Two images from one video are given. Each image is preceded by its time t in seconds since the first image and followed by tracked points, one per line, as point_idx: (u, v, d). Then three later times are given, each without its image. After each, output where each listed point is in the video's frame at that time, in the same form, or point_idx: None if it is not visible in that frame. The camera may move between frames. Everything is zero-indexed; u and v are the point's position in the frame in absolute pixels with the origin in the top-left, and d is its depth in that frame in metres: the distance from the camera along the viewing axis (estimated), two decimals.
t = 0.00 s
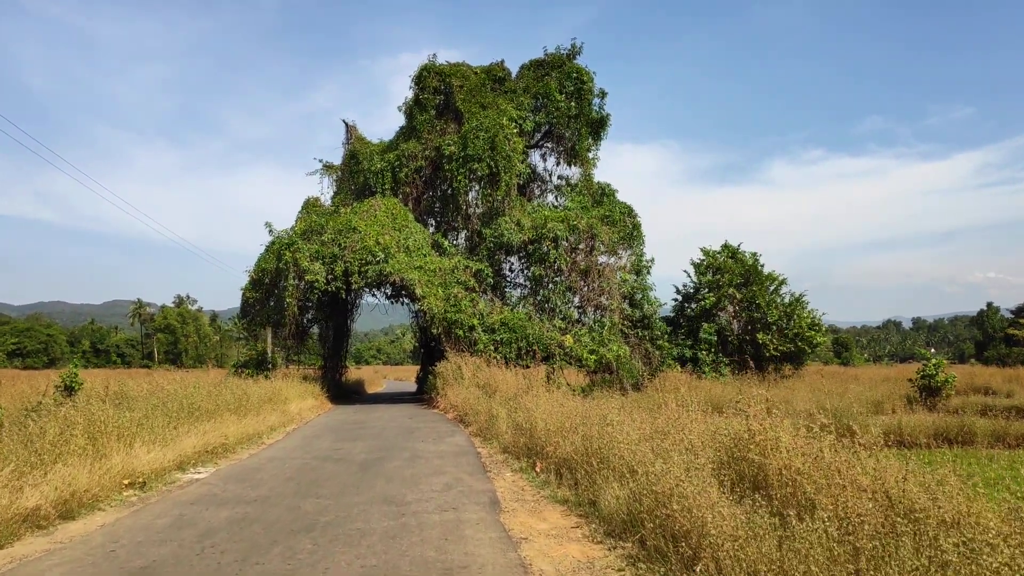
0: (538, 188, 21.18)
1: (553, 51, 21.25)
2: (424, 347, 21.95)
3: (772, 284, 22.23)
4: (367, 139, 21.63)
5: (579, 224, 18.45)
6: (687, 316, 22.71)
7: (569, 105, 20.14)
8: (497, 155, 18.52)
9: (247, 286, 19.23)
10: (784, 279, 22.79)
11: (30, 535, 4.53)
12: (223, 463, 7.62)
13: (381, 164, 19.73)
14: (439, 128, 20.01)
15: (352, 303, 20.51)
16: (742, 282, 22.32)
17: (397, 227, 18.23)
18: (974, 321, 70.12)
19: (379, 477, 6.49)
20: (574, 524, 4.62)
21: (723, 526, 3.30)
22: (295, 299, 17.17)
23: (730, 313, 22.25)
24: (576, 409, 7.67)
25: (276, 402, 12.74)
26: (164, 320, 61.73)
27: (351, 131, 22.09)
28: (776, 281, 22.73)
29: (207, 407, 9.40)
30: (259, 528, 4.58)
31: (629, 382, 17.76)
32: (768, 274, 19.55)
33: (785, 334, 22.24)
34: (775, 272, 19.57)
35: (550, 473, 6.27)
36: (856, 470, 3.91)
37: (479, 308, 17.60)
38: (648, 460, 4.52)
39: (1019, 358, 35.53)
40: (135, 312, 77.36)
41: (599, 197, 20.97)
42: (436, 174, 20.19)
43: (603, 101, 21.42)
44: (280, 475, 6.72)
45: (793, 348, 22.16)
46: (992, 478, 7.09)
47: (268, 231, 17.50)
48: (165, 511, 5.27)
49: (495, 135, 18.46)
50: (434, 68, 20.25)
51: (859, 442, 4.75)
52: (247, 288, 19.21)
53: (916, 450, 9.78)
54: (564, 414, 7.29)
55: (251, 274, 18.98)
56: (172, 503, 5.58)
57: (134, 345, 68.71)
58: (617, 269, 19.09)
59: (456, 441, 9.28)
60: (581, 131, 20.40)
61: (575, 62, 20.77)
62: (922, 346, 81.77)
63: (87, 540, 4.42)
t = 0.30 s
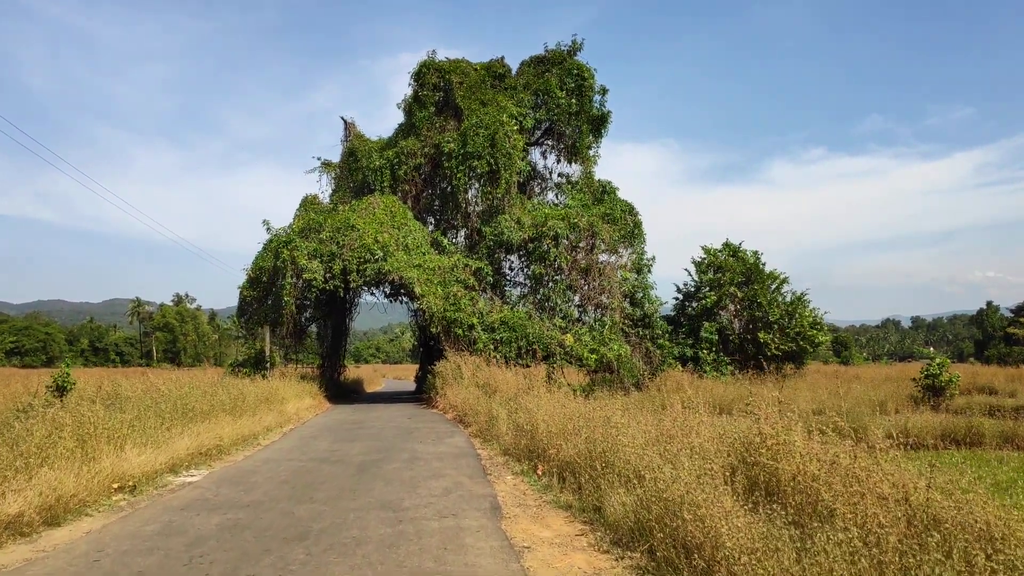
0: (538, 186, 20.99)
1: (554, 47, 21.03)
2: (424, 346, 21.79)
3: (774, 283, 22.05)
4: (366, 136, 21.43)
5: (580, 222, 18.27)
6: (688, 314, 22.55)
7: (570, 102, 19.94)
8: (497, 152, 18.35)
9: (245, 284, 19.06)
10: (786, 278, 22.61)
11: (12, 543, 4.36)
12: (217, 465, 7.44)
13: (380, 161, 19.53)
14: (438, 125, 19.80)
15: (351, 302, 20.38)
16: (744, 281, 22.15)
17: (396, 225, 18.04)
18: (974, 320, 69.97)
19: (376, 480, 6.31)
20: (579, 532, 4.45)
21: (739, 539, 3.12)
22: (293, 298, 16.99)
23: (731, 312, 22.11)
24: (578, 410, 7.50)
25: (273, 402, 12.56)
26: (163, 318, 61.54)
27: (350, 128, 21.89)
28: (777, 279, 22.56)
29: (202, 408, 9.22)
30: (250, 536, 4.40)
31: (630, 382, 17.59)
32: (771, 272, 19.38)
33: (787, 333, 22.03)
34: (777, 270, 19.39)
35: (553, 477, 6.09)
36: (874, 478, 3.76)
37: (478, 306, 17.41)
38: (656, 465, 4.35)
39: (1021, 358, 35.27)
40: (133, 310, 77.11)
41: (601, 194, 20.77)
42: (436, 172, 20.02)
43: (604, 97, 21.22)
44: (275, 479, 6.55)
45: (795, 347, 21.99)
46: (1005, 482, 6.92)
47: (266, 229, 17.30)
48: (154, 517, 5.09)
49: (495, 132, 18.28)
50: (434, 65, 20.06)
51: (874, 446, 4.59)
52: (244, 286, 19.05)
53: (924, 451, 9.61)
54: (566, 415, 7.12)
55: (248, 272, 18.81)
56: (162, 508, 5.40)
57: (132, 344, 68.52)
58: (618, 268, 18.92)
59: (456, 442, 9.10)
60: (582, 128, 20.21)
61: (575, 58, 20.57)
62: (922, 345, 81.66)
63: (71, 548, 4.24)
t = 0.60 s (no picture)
0: (539, 184, 20.81)
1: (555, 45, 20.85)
2: (423, 347, 21.62)
3: (777, 283, 21.86)
4: (366, 135, 21.25)
5: (581, 221, 18.08)
6: (690, 315, 22.38)
7: (571, 100, 19.78)
8: (497, 150, 18.20)
9: (243, 284, 18.89)
10: (789, 278, 22.43)
11: None
12: (210, 467, 7.26)
13: (380, 160, 19.34)
14: (438, 123, 19.67)
15: (350, 303, 20.34)
16: (746, 280, 21.99)
17: (396, 223, 17.86)
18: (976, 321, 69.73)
19: (372, 483, 6.12)
20: (582, 538, 4.26)
21: (757, 548, 2.93)
22: (291, 297, 16.80)
23: (733, 312, 21.96)
24: (580, 410, 7.32)
25: (270, 402, 12.37)
26: (163, 319, 61.36)
27: (350, 126, 21.72)
28: (780, 280, 22.38)
29: (196, 408, 9.04)
30: (239, 542, 4.20)
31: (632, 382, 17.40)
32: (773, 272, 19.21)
33: (790, 333, 21.77)
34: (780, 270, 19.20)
35: (554, 480, 5.90)
36: (894, 480, 3.57)
37: (478, 306, 17.22)
38: (663, 467, 4.16)
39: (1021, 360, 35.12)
40: (133, 311, 76.90)
41: (602, 193, 20.58)
42: (436, 170, 19.85)
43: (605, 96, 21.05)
44: (268, 481, 6.36)
45: (798, 347, 21.78)
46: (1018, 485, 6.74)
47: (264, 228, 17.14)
48: (141, 521, 4.90)
49: (496, 130, 18.11)
50: (433, 62, 19.87)
51: (890, 447, 4.41)
52: (242, 286, 18.88)
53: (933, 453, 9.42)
54: (568, 416, 6.94)
55: (246, 271, 18.64)
56: (150, 512, 5.22)
57: (132, 344, 68.31)
58: (619, 268, 18.74)
59: (455, 443, 8.91)
60: (583, 126, 20.04)
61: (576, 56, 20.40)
62: (924, 346, 81.45)
63: (50, 555, 4.05)
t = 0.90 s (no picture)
0: (539, 183, 20.64)
1: (556, 42, 20.65)
2: (423, 347, 21.43)
3: (779, 282, 21.68)
4: (365, 133, 21.06)
5: (583, 220, 17.89)
6: (692, 314, 22.20)
7: (572, 98, 19.59)
8: (498, 148, 18.02)
9: (241, 283, 18.72)
10: (791, 277, 22.25)
11: None
12: (203, 471, 7.10)
13: (379, 158, 19.16)
14: (438, 121, 19.48)
15: (349, 302, 20.14)
16: (749, 279, 21.80)
17: (395, 222, 17.68)
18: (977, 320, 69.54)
19: (369, 487, 5.95)
20: (587, 547, 4.08)
21: (775, 564, 2.76)
22: (290, 297, 16.63)
23: (736, 311, 21.80)
24: (583, 412, 7.14)
25: (267, 403, 12.20)
26: (162, 319, 61.20)
27: (349, 124, 21.53)
28: (782, 279, 22.20)
29: (190, 410, 8.87)
30: (227, 552, 4.03)
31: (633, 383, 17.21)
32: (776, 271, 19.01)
33: (792, 333, 21.60)
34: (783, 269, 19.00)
35: (557, 484, 5.72)
36: (917, 489, 3.39)
37: (479, 306, 17.03)
38: (673, 473, 3.97)
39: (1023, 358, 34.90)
40: (133, 312, 76.73)
41: (604, 192, 20.39)
42: (435, 169, 19.67)
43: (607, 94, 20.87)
44: (262, 486, 6.18)
45: (801, 347, 21.59)
46: None
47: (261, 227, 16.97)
48: (128, 529, 4.72)
49: (496, 127, 17.93)
50: (433, 60, 19.67)
51: (909, 451, 4.23)
52: (240, 285, 18.71)
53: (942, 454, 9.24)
54: (571, 418, 6.77)
55: (244, 271, 18.47)
56: (138, 519, 5.05)
57: (132, 345, 68.17)
58: (621, 267, 18.56)
59: (455, 445, 8.72)
60: (584, 124, 19.86)
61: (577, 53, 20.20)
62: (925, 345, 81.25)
63: (30, 566, 3.89)
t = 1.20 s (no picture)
0: (540, 181, 20.47)
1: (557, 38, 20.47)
2: (423, 346, 21.27)
3: (782, 281, 21.50)
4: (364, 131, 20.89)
5: (584, 218, 17.71)
6: (694, 313, 22.03)
7: (573, 95, 19.42)
8: (498, 145, 17.84)
9: (239, 282, 18.55)
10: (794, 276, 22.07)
11: None
12: (197, 472, 6.93)
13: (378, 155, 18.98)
14: (438, 118, 19.29)
15: (348, 301, 19.96)
16: (751, 278, 21.63)
17: (395, 220, 17.50)
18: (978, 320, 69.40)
19: (367, 490, 5.77)
20: (594, 553, 3.90)
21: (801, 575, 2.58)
22: (288, 295, 16.45)
23: (738, 310, 21.63)
24: (588, 412, 6.98)
25: (265, 403, 12.02)
26: (162, 319, 61.09)
27: (348, 122, 21.36)
28: (785, 278, 22.02)
29: (185, 410, 8.69)
30: (218, 559, 3.84)
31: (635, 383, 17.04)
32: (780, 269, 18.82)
33: (795, 332, 21.41)
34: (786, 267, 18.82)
35: (561, 487, 5.54)
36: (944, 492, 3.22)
37: (479, 304, 16.86)
38: (684, 476, 3.80)
39: None
40: (133, 311, 76.52)
41: (605, 190, 20.21)
42: (435, 166, 19.49)
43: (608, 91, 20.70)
44: (257, 488, 6.01)
45: (803, 346, 21.40)
46: None
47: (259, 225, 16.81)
48: (117, 533, 4.55)
49: (497, 125, 17.76)
50: (433, 56, 19.48)
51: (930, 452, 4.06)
52: (238, 284, 18.54)
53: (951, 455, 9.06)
54: (575, 418, 6.59)
55: (242, 269, 18.30)
56: (127, 522, 4.88)
57: (131, 344, 68.00)
58: (622, 265, 18.38)
59: (455, 446, 8.53)
60: (586, 121, 19.69)
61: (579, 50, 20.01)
62: (925, 345, 81.06)
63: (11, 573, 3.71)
